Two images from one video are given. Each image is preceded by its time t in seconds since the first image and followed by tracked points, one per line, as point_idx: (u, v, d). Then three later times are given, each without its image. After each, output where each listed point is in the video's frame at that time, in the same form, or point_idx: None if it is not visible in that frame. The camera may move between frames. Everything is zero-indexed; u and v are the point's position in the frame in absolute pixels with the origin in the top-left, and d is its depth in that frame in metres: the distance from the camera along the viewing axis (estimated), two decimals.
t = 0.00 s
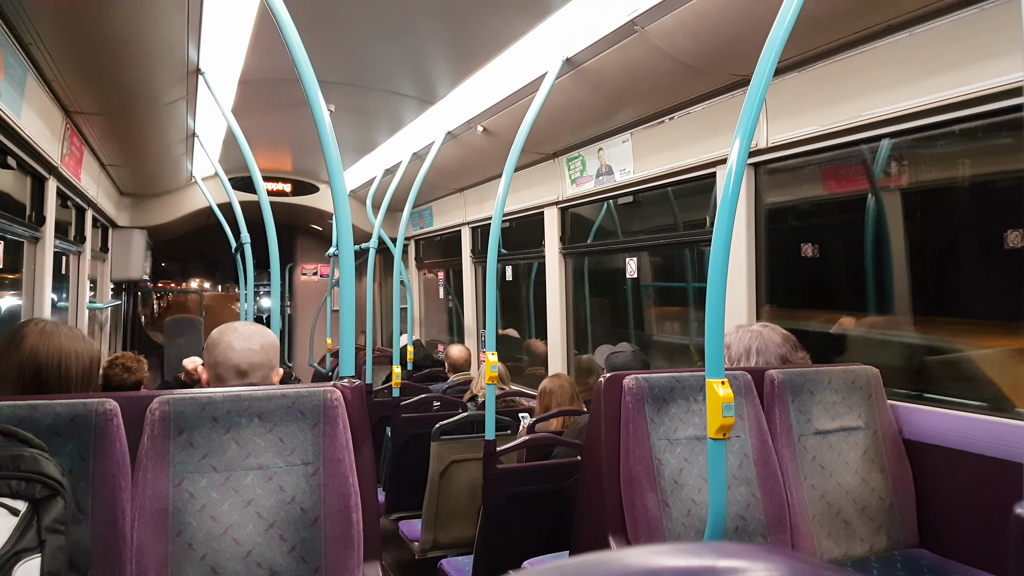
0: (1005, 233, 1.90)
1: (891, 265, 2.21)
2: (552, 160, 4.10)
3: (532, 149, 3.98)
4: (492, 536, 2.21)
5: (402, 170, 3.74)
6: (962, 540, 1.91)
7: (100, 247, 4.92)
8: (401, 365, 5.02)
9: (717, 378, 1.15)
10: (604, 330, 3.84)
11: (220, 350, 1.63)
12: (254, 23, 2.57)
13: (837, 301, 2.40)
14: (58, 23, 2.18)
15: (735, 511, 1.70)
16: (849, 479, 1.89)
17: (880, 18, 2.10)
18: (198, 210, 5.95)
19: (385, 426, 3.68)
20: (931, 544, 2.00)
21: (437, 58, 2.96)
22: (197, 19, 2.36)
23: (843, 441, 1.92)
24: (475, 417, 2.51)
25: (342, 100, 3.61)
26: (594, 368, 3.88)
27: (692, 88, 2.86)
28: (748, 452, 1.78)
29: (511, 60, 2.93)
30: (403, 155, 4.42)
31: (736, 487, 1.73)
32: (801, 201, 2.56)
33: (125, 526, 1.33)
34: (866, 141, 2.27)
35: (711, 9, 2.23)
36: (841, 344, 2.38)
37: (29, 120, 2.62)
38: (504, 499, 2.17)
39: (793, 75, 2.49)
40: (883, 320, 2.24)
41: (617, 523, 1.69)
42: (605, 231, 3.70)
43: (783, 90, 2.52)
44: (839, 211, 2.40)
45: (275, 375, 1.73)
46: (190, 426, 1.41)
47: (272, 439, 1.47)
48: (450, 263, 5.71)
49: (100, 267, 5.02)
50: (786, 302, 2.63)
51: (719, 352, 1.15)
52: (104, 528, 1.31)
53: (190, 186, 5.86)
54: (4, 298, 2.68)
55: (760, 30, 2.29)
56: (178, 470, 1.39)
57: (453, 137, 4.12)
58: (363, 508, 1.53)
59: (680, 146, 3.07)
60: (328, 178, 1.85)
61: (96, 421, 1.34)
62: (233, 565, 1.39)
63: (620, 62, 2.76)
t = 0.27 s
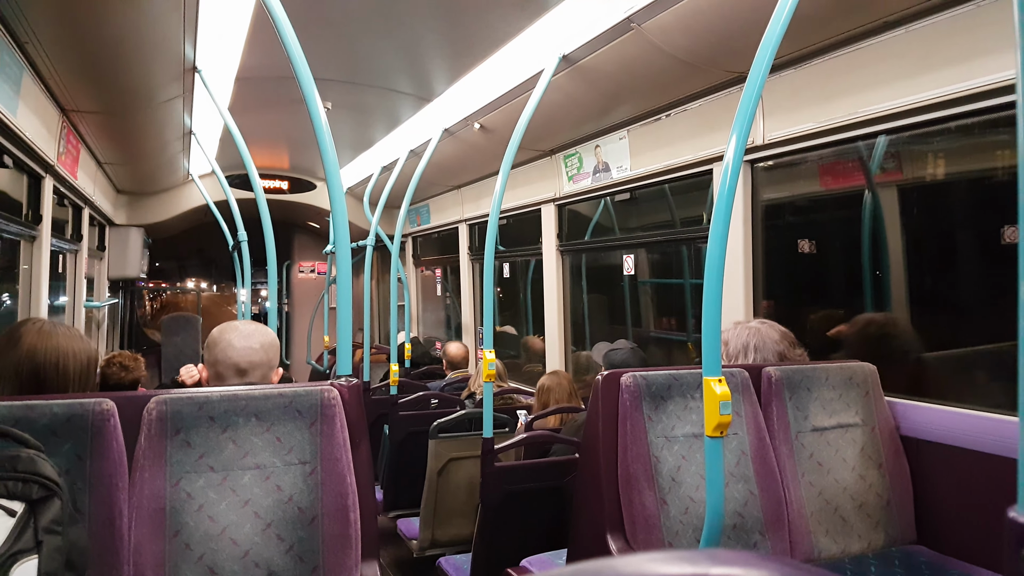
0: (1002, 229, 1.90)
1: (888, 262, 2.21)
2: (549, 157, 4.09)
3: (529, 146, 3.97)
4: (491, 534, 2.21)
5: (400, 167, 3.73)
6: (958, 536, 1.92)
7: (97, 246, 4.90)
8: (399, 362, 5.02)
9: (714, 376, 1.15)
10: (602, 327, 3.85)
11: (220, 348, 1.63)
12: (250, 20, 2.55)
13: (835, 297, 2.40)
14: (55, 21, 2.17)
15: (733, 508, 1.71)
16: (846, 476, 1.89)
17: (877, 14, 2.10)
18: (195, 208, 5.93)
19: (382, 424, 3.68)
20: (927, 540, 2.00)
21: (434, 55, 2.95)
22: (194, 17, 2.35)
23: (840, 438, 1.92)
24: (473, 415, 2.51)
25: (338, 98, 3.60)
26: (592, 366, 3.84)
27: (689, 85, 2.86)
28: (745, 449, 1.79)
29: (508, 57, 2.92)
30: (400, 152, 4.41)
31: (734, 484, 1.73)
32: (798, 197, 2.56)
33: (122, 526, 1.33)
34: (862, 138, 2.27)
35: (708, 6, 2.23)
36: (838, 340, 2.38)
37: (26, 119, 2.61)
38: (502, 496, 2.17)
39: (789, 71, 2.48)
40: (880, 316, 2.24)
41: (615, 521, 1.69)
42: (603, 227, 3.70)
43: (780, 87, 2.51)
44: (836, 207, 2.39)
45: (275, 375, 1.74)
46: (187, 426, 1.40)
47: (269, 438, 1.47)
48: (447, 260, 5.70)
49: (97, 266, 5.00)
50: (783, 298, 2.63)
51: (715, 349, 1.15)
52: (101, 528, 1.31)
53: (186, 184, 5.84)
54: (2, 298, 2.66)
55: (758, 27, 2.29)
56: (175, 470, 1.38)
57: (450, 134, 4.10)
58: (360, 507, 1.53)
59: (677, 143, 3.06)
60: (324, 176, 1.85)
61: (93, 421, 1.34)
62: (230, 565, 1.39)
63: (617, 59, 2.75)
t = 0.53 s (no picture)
0: (1000, 249, 1.91)
1: (887, 280, 2.22)
2: (551, 169, 4.11)
3: (531, 158, 4.00)
4: (487, 544, 2.20)
5: (402, 177, 3.74)
6: (956, 557, 1.92)
7: (98, 249, 4.90)
8: (397, 371, 5.01)
9: (713, 392, 1.15)
10: (601, 339, 3.84)
11: (219, 354, 1.63)
12: (257, 29, 2.58)
13: (833, 314, 2.41)
14: (63, 27, 2.19)
15: (729, 524, 1.70)
16: (843, 494, 1.89)
17: (877, 36, 2.12)
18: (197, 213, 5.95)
19: (380, 433, 3.67)
20: (924, 561, 2.00)
21: (439, 67, 2.97)
22: (201, 25, 2.38)
23: (837, 456, 1.92)
24: (471, 426, 2.51)
25: (342, 107, 3.62)
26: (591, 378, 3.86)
27: (690, 101, 2.88)
28: (742, 465, 1.78)
29: (512, 69, 2.94)
30: (402, 161, 4.43)
31: (731, 500, 1.73)
32: (798, 214, 2.57)
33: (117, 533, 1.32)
34: (862, 157, 2.29)
35: (710, 24, 2.25)
36: (837, 358, 2.38)
37: (31, 123, 2.62)
38: (498, 505, 2.16)
39: (791, 90, 2.51)
40: (878, 334, 2.24)
41: (611, 536, 1.68)
42: (603, 240, 3.71)
43: (781, 104, 2.54)
44: (837, 224, 2.40)
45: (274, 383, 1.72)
46: (184, 433, 1.40)
47: (266, 447, 1.47)
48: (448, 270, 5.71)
49: (98, 269, 5.01)
50: (782, 314, 2.64)
51: (714, 365, 1.15)
52: (96, 534, 1.31)
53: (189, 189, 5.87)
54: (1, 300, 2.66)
55: (759, 45, 2.31)
56: (172, 477, 1.38)
57: (453, 145, 4.12)
58: (356, 516, 1.53)
59: (678, 157, 3.08)
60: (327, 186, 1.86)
61: (91, 427, 1.34)
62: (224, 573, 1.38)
63: (620, 74, 2.77)
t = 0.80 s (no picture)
0: (1002, 239, 1.90)
1: (888, 272, 2.21)
2: (550, 165, 4.11)
3: (530, 155, 3.99)
4: (489, 543, 2.22)
5: (400, 175, 3.74)
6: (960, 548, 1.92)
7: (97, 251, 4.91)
8: (398, 370, 5.02)
9: (713, 387, 1.15)
10: (602, 335, 3.85)
11: (215, 357, 1.64)
12: (250, 29, 2.57)
13: (835, 307, 2.41)
14: (57, 28, 2.19)
15: (731, 518, 1.71)
16: (845, 486, 1.89)
17: (876, 26, 2.12)
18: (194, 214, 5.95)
19: (381, 431, 3.68)
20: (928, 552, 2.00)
21: (434, 63, 2.97)
22: (194, 25, 2.37)
23: (839, 449, 1.93)
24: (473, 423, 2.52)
25: (339, 106, 3.61)
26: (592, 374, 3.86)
27: (689, 94, 2.88)
28: (744, 459, 1.79)
29: (508, 65, 2.93)
30: (400, 159, 4.43)
31: (732, 494, 1.73)
32: (798, 206, 2.57)
33: (120, 534, 1.33)
34: (863, 148, 2.29)
35: (707, 16, 2.24)
36: (838, 350, 2.39)
37: (25, 126, 2.62)
38: (498, 506, 2.17)
39: (789, 82, 2.50)
40: (879, 327, 2.24)
41: (613, 531, 1.69)
42: (603, 236, 3.71)
43: (780, 97, 2.53)
44: (839, 216, 2.40)
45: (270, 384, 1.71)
46: (186, 434, 1.40)
47: (268, 447, 1.47)
48: (448, 268, 5.71)
49: (97, 271, 5.01)
50: (783, 307, 2.64)
51: (714, 360, 1.15)
52: (100, 537, 1.32)
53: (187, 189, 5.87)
54: None
55: (757, 37, 2.31)
56: (174, 478, 1.38)
57: (450, 142, 4.12)
58: (358, 514, 1.53)
59: (677, 152, 3.08)
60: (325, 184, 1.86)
61: (92, 429, 1.34)
62: (228, 573, 1.38)
63: (617, 68, 2.77)
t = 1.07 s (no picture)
0: (1006, 228, 1.90)
1: (891, 261, 2.21)
2: (550, 155, 4.10)
3: (530, 145, 3.98)
4: (491, 533, 2.22)
5: (400, 166, 3.72)
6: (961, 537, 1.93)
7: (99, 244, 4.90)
8: (400, 361, 5.03)
9: (716, 377, 1.15)
10: (603, 326, 3.85)
11: (212, 349, 1.64)
12: (250, 19, 2.55)
13: (837, 297, 2.40)
14: (56, 19, 2.17)
15: (733, 508, 1.71)
16: (846, 476, 1.90)
17: (879, 13, 2.10)
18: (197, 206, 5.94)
19: (383, 422, 3.69)
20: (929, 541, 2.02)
21: (435, 54, 2.95)
22: (193, 17, 2.36)
23: (840, 438, 1.93)
24: (474, 414, 2.52)
25: (338, 96, 3.59)
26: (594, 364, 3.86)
27: (690, 83, 2.86)
28: (745, 449, 1.79)
29: (508, 55, 2.92)
30: (400, 150, 4.41)
31: (734, 484, 1.74)
32: (801, 195, 2.56)
33: (125, 524, 1.33)
34: (866, 137, 2.28)
35: (709, 3, 2.23)
36: (840, 340, 2.38)
37: (27, 118, 2.61)
38: (502, 495, 2.18)
39: (791, 70, 2.49)
40: (884, 317, 2.25)
41: (615, 521, 1.69)
42: (604, 226, 3.69)
43: (782, 85, 2.52)
44: (840, 206, 2.40)
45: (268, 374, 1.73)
46: (189, 425, 1.41)
47: (271, 437, 1.47)
48: (448, 259, 5.70)
49: (99, 264, 5.00)
50: (784, 297, 2.64)
51: (717, 350, 1.15)
52: (104, 527, 1.31)
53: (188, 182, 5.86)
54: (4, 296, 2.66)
55: (759, 24, 2.29)
56: (178, 468, 1.39)
57: (450, 132, 4.10)
58: (362, 505, 1.54)
59: (678, 141, 3.06)
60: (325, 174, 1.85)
61: (96, 420, 1.34)
62: (232, 563, 1.39)
63: (618, 57, 2.75)
